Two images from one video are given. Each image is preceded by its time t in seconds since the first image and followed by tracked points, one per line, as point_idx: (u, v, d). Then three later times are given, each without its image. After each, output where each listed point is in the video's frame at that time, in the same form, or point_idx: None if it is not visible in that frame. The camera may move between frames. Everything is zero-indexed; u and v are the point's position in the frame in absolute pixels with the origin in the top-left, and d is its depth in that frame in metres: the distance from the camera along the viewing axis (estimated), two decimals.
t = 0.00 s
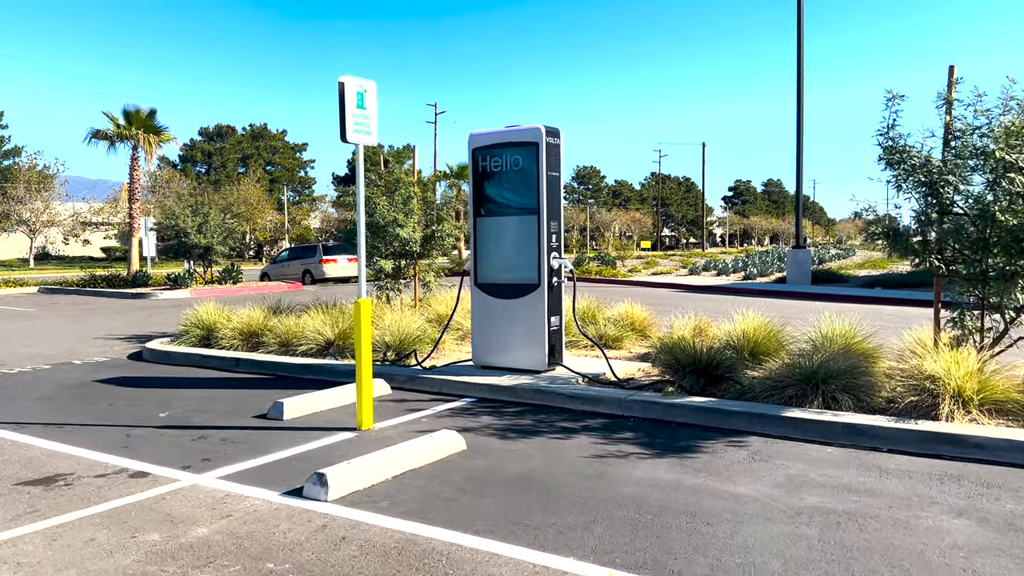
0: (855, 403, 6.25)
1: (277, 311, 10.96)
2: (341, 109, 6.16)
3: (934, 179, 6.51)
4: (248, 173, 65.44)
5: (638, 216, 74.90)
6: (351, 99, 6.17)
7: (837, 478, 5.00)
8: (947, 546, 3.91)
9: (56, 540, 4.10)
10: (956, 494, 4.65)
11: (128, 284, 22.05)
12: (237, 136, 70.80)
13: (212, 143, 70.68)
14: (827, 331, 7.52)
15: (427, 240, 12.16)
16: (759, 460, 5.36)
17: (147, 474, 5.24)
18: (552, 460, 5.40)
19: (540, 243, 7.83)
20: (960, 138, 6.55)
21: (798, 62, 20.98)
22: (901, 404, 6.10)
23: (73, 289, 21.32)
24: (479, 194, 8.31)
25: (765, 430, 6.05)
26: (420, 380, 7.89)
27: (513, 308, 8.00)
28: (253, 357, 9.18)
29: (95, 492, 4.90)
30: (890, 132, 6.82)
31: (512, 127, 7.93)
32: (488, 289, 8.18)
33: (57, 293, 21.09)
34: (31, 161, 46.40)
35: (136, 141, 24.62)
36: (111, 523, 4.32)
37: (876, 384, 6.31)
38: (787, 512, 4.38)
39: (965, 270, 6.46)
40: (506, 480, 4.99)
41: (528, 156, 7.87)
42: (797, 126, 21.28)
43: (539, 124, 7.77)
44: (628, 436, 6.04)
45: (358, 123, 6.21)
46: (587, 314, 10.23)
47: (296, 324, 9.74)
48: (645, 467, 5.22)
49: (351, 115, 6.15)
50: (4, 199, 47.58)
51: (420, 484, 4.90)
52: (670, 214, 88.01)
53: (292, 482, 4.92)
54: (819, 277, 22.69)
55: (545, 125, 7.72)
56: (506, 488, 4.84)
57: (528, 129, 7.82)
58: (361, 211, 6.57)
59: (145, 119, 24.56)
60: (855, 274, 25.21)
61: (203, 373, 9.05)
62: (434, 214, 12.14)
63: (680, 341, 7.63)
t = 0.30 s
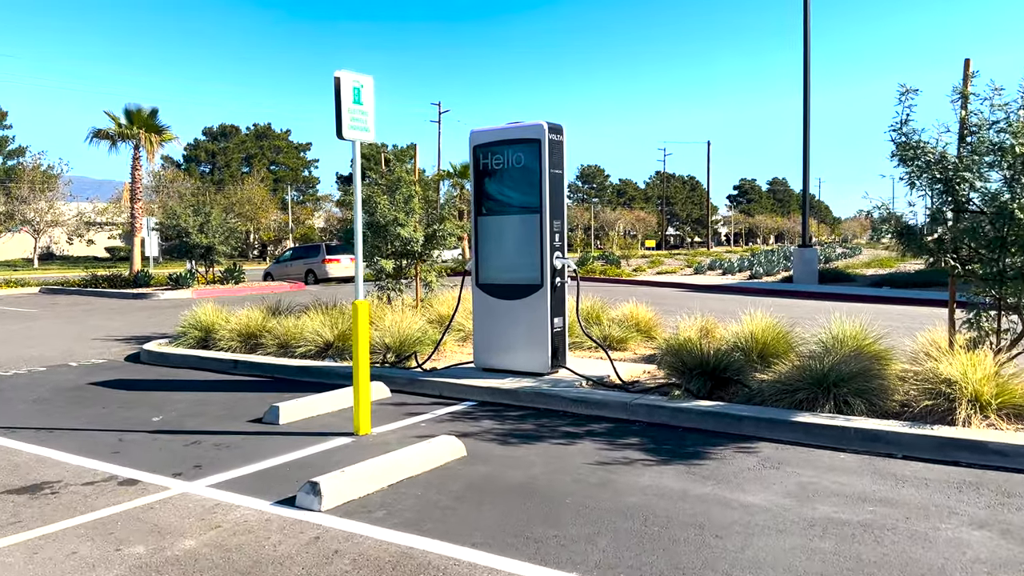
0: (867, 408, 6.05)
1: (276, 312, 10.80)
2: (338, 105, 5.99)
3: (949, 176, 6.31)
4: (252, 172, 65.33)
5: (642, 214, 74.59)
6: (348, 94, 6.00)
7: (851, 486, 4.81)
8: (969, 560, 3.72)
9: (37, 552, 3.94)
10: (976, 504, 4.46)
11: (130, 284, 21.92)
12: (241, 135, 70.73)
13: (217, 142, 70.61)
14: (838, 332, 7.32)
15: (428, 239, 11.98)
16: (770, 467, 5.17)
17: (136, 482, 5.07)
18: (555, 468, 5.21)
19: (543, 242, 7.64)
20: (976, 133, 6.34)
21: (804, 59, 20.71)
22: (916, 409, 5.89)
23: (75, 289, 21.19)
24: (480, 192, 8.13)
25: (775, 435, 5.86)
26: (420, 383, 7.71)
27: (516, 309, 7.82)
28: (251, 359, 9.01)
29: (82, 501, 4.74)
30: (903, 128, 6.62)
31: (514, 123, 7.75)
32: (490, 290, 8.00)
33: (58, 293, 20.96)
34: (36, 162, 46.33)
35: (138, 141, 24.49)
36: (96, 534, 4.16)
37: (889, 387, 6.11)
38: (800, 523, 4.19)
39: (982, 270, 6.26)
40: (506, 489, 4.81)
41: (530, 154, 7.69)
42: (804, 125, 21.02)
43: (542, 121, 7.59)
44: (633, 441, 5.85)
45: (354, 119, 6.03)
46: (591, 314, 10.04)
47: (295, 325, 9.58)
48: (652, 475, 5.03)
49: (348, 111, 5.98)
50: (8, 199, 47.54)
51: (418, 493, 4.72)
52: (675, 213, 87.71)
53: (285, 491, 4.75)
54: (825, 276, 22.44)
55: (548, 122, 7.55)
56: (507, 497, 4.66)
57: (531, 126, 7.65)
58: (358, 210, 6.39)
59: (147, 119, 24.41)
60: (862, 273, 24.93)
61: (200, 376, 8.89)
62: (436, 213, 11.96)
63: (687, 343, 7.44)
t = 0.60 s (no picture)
0: (876, 414, 5.86)
1: (274, 314, 10.66)
2: (329, 103, 5.82)
3: (960, 174, 6.12)
4: (257, 175, 65.33)
5: (647, 216, 74.34)
6: (340, 91, 5.84)
7: (859, 496, 4.63)
8: None
9: (10, 566, 3.79)
10: (990, 516, 4.27)
11: (131, 286, 21.82)
12: (246, 137, 70.77)
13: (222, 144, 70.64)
14: (844, 335, 7.14)
15: (429, 240, 11.81)
16: (775, 476, 4.98)
17: (119, 491, 4.92)
18: (552, 476, 5.05)
19: (542, 243, 7.47)
20: (987, 130, 6.16)
21: (810, 57, 20.49)
22: (926, 415, 5.70)
23: (76, 291, 21.09)
24: (479, 193, 7.97)
25: (779, 442, 5.68)
26: (416, 387, 7.55)
27: (515, 311, 7.65)
28: (246, 362, 8.87)
29: (62, 511, 4.59)
30: (912, 126, 6.44)
31: (513, 121, 7.59)
32: (488, 292, 7.84)
33: (60, 295, 20.85)
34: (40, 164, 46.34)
35: (139, 142, 24.41)
36: (73, 547, 4.01)
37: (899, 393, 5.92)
38: (805, 537, 4.01)
39: (995, 272, 6.07)
40: (501, 499, 4.64)
41: (529, 152, 7.53)
42: (810, 124, 20.79)
43: (541, 119, 7.42)
44: (634, 449, 5.68)
45: (347, 116, 5.87)
46: (593, 317, 9.86)
47: (292, 328, 9.43)
48: (652, 484, 4.86)
49: (340, 108, 5.82)
50: (14, 202, 47.57)
51: (409, 504, 4.56)
52: (680, 214, 87.42)
53: (271, 502, 4.60)
54: (832, 277, 22.20)
55: (547, 120, 7.38)
56: (501, 508, 4.49)
57: (529, 124, 7.48)
58: (350, 210, 6.22)
59: (149, 121, 24.35)
60: (869, 274, 24.69)
61: (194, 380, 8.75)
62: (436, 214, 11.83)
63: (690, 346, 7.26)
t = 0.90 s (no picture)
0: (881, 425, 5.68)
1: (270, 320, 10.54)
2: (318, 106, 5.70)
3: (967, 178, 5.94)
4: (263, 179, 65.42)
5: (654, 220, 74.10)
6: (328, 95, 5.71)
7: (862, 513, 4.45)
8: None
9: None
10: (1000, 535, 4.08)
11: (133, 291, 21.74)
12: (252, 142, 70.89)
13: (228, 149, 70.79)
14: (849, 343, 6.95)
15: (428, 246, 11.65)
16: (775, 491, 4.81)
17: (98, 504, 4.79)
18: (545, 490, 4.88)
19: (538, 249, 7.32)
20: (995, 133, 5.99)
21: (816, 59, 20.28)
22: (933, 427, 5.52)
23: (78, 297, 21.03)
24: (475, 197, 7.83)
25: (781, 455, 5.51)
26: (411, 396, 7.40)
27: (511, 318, 7.50)
28: (240, 370, 8.74)
29: (38, 525, 4.45)
30: (917, 128, 6.27)
31: (509, 125, 7.45)
32: (484, 298, 7.69)
33: (62, 301, 20.78)
34: (47, 169, 46.45)
35: (142, 148, 24.38)
36: (45, 565, 3.86)
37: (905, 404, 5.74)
38: (805, 557, 3.84)
39: (1004, 278, 5.89)
40: (490, 515, 4.48)
41: (525, 157, 7.39)
42: (816, 128, 20.60)
43: (537, 122, 7.28)
44: (631, 461, 5.51)
45: (336, 120, 5.75)
46: (593, 324, 9.70)
47: (287, 335, 9.31)
48: (648, 499, 4.69)
49: (329, 112, 5.69)
50: (21, 207, 47.67)
51: (395, 520, 4.41)
52: (687, 218, 87.11)
53: (253, 518, 4.45)
54: (839, 283, 21.96)
55: (543, 123, 7.24)
56: (490, 524, 4.33)
57: (525, 127, 7.34)
58: (340, 216, 6.10)
59: (153, 126, 24.33)
60: (876, 279, 24.43)
61: (187, 388, 8.62)
62: (435, 219, 11.68)
63: (690, 354, 7.08)
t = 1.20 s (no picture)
0: (888, 438, 5.52)
1: (270, 328, 10.45)
2: (311, 112, 5.62)
3: (976, 185, 5.80)
4: (270, 187, 65.57)
5: (661, 227, 73.87)
6: (322, 100, 5.64)
7: (868, 531, 4.30)
8: None
9: None
10: (1011, 555, 3.92)
11: (138, 298, 21.72)
12: (260, 149, 71.13)
13: (236, 157, 71.03)
14: (856, 353, 6.79)
15: (429, 253, 11.55)
16: (778, 508, 4.66)
17: (83, 519, 4.68)
18: (540, 506, 4.75)
19: (538, 257, 7.21)
20: (1005, 138, 5.84)
21: (823, 65, 20.12)
22: (942, 441, 5.36)
23: (83, 304, 21.01)
24: (473, 204, 7.73)
25: (784, 470, 5.35)
26: (408, 406, 7.28)
27: (510, 328, 7.38)
28: (238, 379, 8.64)
29: (20, 541, 4.34)
30: (924, 134, 6.13)
31: (508, 131, 7.35)
32: (483, 307, 7.58)
33: (66, 308, 20.76)
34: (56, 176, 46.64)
35: (148, 155, 24.41)
36: None
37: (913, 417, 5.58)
38: None
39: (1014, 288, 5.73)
40: (483, 532, 4.35)
41: (524, 164, 7.29)
42: (823, 135, 20.42)
43: (537, 129, 7.18)
44: (630, 475, 5.37)
45: (330, 126, 5.67)
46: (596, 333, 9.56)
47: (285, 344, 9.21)
48: (646, 516, 4.55)
49: (322, 117, 5.61)
50: (30, 214, 47.86)
51: (385, 537, 4.28)
52: (695, 225, 86.81)
53: (240, 534, 4.33)
54: (847, 290, 21.74)
55: (543, 130, 7.13)
56: (482, 542, 4.20)
57: (525, 134, 7.24)
58: (335, 223, 6.01)
59: (158, 133, 24.38)
60: (885, 286, 24.17)
61: (184, 397, 8.53)
62: (436, 226, 11.55)
63: (693, 365, 6.93)
